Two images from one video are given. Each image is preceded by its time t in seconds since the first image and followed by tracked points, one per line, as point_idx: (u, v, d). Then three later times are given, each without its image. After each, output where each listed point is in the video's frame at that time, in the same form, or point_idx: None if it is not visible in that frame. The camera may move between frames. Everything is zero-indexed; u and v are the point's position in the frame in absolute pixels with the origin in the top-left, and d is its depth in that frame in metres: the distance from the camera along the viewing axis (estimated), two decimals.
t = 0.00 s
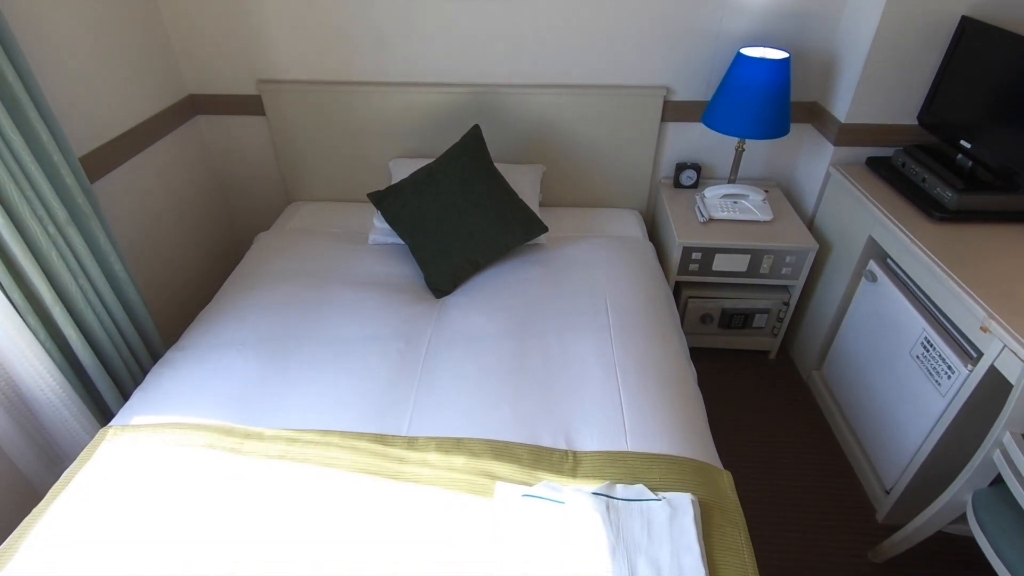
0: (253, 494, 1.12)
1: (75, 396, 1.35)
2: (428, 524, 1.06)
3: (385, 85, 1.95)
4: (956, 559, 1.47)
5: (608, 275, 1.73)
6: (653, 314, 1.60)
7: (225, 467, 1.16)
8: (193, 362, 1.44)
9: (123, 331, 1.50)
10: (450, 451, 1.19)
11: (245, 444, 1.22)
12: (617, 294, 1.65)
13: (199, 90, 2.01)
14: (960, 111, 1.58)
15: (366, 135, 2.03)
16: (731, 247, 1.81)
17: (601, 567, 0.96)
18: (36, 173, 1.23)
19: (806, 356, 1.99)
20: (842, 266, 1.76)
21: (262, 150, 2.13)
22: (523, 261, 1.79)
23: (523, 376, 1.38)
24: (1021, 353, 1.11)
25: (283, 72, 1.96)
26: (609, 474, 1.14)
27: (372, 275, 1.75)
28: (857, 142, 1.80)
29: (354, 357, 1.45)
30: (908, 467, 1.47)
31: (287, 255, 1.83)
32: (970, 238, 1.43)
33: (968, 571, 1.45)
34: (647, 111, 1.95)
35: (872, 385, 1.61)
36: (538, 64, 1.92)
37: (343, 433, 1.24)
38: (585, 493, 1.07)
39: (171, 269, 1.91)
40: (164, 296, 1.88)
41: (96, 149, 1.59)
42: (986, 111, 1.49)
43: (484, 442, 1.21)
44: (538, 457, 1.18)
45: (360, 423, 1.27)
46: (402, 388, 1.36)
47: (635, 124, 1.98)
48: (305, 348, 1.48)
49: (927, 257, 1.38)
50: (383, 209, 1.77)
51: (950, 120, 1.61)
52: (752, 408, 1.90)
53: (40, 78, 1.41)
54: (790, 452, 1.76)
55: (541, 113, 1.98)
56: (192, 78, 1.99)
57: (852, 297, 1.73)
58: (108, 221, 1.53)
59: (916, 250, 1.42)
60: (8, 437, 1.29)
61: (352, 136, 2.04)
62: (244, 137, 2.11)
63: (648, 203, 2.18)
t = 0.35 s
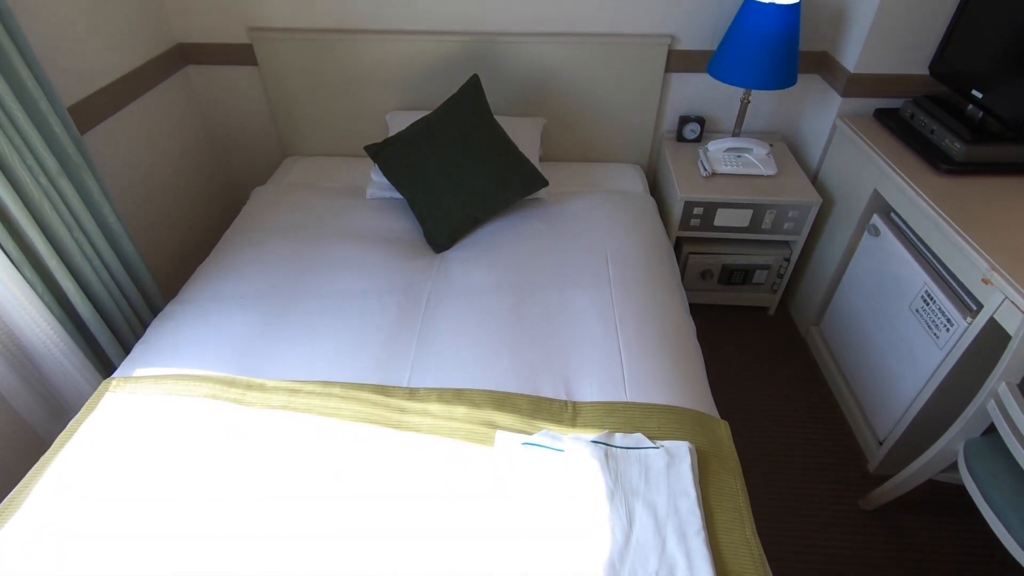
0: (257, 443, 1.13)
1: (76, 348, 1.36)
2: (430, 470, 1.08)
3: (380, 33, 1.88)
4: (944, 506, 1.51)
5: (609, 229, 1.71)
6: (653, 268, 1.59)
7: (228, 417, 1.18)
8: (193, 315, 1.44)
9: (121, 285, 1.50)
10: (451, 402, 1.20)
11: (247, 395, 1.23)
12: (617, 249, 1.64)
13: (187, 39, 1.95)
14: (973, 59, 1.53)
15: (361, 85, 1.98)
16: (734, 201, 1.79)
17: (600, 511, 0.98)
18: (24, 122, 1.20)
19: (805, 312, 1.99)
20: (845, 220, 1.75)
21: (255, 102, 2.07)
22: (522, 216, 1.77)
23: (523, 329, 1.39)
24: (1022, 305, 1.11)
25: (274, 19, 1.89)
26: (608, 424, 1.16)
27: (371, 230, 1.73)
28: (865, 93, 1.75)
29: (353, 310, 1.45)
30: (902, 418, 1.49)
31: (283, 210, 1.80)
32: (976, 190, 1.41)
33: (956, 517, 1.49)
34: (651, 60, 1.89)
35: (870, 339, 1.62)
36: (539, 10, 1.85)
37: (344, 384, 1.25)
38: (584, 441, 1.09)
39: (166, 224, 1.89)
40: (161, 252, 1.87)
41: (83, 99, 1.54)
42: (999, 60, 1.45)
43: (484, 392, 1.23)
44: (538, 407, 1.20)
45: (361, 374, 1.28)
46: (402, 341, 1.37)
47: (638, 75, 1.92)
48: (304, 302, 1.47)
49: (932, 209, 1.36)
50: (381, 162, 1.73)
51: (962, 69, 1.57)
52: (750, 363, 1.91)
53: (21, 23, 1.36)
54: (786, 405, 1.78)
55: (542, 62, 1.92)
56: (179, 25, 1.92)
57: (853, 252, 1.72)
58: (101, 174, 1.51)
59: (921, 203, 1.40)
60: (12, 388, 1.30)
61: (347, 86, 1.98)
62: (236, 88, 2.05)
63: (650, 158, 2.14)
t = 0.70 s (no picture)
0: (259, 393, 1.14)
1: (73, 302, 1.36)
2: (431, 419, 1.09)
3: None
4: (934, 455, 1.55)
5: (609, 183, 1.69)
6: (653, 222, 1.58)
7: (230, 369, 1.19)
8: (191, 269, 1.44)
9: (116, 239, 1.48)
10: (451, 353, 1.21)
11: (247, 347, 1.23)
12: (617, 202, 1.62)
13: None
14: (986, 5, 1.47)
15: (355, 34, 1.91)
16: (736, 155, 1.76)
17: (598, 458, 1.00)
18: (7, 69, 1.16)
19: (805, 268, 1.99)
20: (848, 174, 1.72)
21: (245, 52, 2.01)
22: (521, 169, 1.74)
23: (522, 283, 1.38)
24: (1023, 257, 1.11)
25: None
26: (607, 374, 1.17)
27: (368, 184, 1.71)
28: (875, 41, 1.70)
29: (352, 264, 1.44)
30: (897, 370, 1.51)
31: (277, 164, 1.77)
32: (983, 141, 1.39)
33: (944, 467, 1.52)
34: (656, 7, 1.83)
35: (869, 294, 1.62)
36: None
37: (344, 336, 1.26)
38: (583, 391, 1.10)
39: (159, 179, 1.86)
40: (155, 207, 1.85)
41: (69, 47, 1.49)
42: (1012, 5, 1.39)
43: (483, 344, 1.23)
44: (537, 358, 1.20)
45: (361, 327, 1.28)
46: (401, 295, 1.36)
47: (641, 23, 1.86)
48: (302, 256, 1.47)
49: (937, 160, 1.34)
50: (376, 113, 1.69)
51: (976, 15, 1.51)
52: (748, 318, 1.92)
53: None
54: (783, 360, 1.80)
55: (541, 10, 1.85)
56: None
57: (855, 206, 1.71)
58: (90, 125, 1.47)
59: (926, 154, 1.38)
60: (12, 342, 1.30)
61: (340, 35, 1.92)
62: (225, 37, 1.98)
63: (652, 111, 2.09)
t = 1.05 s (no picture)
0: (258, 347, 1.15)
1: (68, 257, 1.35)
2: (429, 371, 1.10)
3: None
4: (924, 407, 1.58)
5: (608, 137, 1.66)
6: (652, 176, 1.56)
7: (228, 323, 1.19)
8: (185, 225, 1.42)
9: (107, 193, 1.46)
10: (448, 307, 1.21)
11: (244, 302, 1.23)
12: (616, 156, 1.60)
13: None
14: None
15: None
16: (738, 107, 1.72)
17: (593, 407, 1.01)
18: None
19: (804, 224, 1.98)
20: (852, 127, 1.69)
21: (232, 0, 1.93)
22: (519, 123, 1.71)
23: (519, 237, 1.37)
24: None
25: None
26: (603, 327, 1.17)
27: (362, 138, 1.67)
28: None
29: (347, 218, 1.42)
30: (893, 324, 1.51)
31: (269, 118, 1.73)
32: (990, 91, 1.36)
33: (934, 418, 1.55)
34: None
35: (868, 248, 1.62)
36: None
37: (341, 290, 1.25)
38: (579, 342, 1.10)
39: (148, 134, 1.82)
40: (146, 163, 1.82)
41: None
42: None
43: (481, 298, 1.23)
44: (535, 312, 1.21)
45: (358, 281, 1.28)
46: (398, 249, 1.36)
47: None
48: (297, 211, 1.45)
49: (943, 110, 1.31)
50: (369, 64, 1.65)
51: None
52: (746, 275, 1.92)
53: None
54: (779, 316, 1.80)
55: None
56: None
57: (858, 160, 1.68)
58: (74, 76, 1.43)
59: (932, 105, 1.35)
60: (8, 297, 1.30)
61: None
62: None
63: (653, 63, 2.04)
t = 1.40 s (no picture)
0: (257, 307, 1.15)
1: (60, 218, 1.33)
2: (428, 329, 1.10)
3: None
4: (919, 364, 1.59)
5: (607, 93, 1.62)
6: (653, 133, 1.53)
7: (226, 283, 1.18)
8: (178, 185, 1.40)
9: (96, 152, 1.44)
10: (446, 266, 1.21)
11: (241, 262, 1.22)
12: (616, 112, 1.57)
13: None
14: None
15: None
16: (741, 62, 1.68)
17: (590, 363, 1.01)
18: None
19: (805, 183, 1.96)
20: (857, 82, 1.66)
21: None
22: (516, 78, 1.67)
23: (517, 195, 1.36)
24: None
25: None
26: (601, 285, 1.17)
27: (356, 95, 1.64)
28: None
29: (343, 177, 1.40)
30: (891, 282, 1.52)
31: (260, 75, 1.69)
32: (1000, 41, 1.32)
33: (928, 375, 1.57)
34: None
35: (869, 206, 1.60)
36: None
37: (338, 250, 1.24)
38: (577, 300, 1.10)
39: (136, 93, 1.77)
40: (135, 122, 1.78)
41: None
42: None
43: (479, 257, 1.23)
44: (533, 270, 1.20)
45: (355, 241, 1.27)
46: (395, 209, 1.34)
47: None
48: (292, 170, 1.43)
49: (950, 61, 1.28)
50: (364, 19, 1.62)
51: None
52: (745, 235, 1.91)
53: None
54: (778, 275, 1.80)
55: None
56: None
57: (862, 116, 1.65)
58: (56, 29, 1.38)
59: (940, 56, 1.32)
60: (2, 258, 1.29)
61: None
62: None
63: (654, 16, 1.98)
